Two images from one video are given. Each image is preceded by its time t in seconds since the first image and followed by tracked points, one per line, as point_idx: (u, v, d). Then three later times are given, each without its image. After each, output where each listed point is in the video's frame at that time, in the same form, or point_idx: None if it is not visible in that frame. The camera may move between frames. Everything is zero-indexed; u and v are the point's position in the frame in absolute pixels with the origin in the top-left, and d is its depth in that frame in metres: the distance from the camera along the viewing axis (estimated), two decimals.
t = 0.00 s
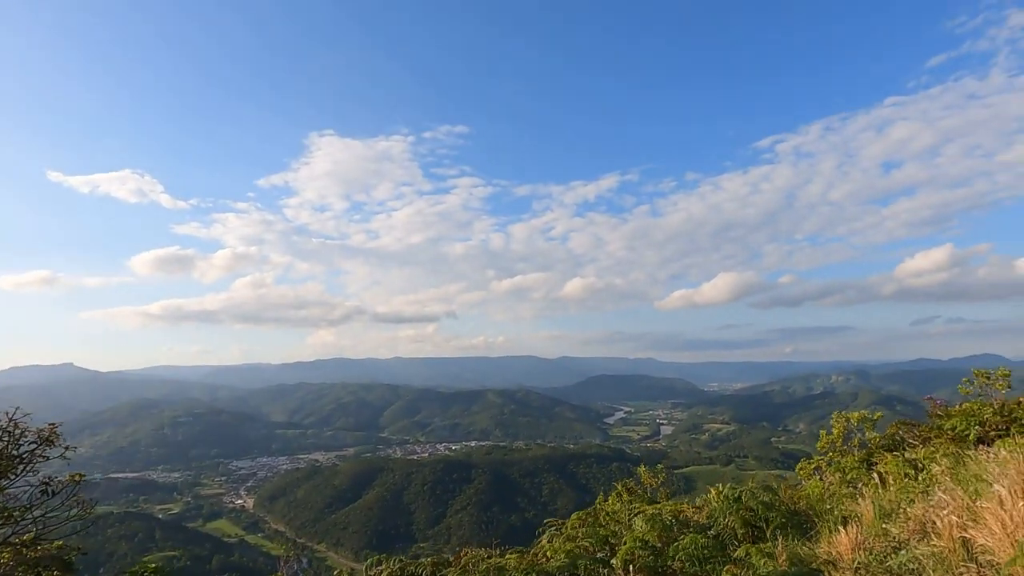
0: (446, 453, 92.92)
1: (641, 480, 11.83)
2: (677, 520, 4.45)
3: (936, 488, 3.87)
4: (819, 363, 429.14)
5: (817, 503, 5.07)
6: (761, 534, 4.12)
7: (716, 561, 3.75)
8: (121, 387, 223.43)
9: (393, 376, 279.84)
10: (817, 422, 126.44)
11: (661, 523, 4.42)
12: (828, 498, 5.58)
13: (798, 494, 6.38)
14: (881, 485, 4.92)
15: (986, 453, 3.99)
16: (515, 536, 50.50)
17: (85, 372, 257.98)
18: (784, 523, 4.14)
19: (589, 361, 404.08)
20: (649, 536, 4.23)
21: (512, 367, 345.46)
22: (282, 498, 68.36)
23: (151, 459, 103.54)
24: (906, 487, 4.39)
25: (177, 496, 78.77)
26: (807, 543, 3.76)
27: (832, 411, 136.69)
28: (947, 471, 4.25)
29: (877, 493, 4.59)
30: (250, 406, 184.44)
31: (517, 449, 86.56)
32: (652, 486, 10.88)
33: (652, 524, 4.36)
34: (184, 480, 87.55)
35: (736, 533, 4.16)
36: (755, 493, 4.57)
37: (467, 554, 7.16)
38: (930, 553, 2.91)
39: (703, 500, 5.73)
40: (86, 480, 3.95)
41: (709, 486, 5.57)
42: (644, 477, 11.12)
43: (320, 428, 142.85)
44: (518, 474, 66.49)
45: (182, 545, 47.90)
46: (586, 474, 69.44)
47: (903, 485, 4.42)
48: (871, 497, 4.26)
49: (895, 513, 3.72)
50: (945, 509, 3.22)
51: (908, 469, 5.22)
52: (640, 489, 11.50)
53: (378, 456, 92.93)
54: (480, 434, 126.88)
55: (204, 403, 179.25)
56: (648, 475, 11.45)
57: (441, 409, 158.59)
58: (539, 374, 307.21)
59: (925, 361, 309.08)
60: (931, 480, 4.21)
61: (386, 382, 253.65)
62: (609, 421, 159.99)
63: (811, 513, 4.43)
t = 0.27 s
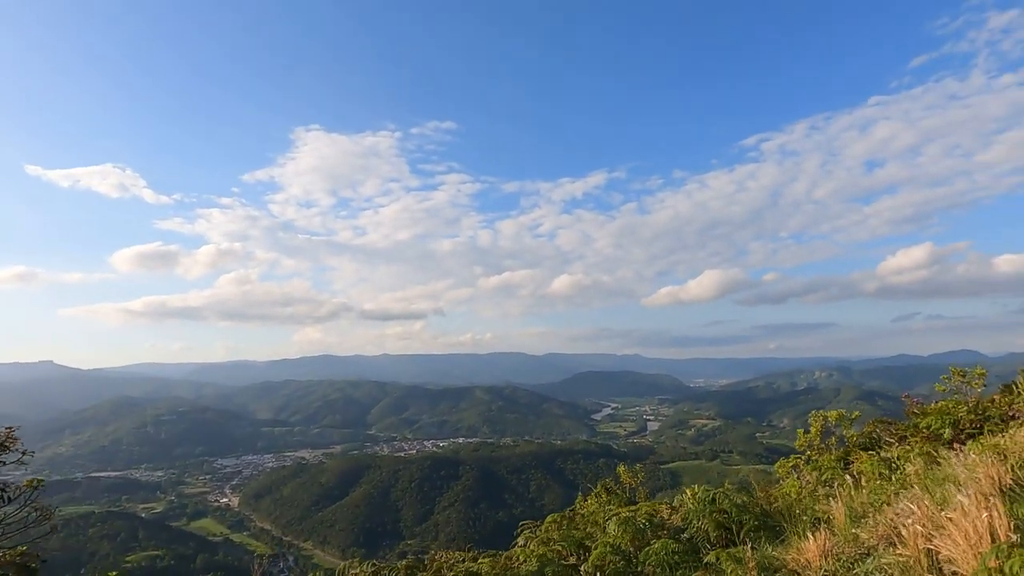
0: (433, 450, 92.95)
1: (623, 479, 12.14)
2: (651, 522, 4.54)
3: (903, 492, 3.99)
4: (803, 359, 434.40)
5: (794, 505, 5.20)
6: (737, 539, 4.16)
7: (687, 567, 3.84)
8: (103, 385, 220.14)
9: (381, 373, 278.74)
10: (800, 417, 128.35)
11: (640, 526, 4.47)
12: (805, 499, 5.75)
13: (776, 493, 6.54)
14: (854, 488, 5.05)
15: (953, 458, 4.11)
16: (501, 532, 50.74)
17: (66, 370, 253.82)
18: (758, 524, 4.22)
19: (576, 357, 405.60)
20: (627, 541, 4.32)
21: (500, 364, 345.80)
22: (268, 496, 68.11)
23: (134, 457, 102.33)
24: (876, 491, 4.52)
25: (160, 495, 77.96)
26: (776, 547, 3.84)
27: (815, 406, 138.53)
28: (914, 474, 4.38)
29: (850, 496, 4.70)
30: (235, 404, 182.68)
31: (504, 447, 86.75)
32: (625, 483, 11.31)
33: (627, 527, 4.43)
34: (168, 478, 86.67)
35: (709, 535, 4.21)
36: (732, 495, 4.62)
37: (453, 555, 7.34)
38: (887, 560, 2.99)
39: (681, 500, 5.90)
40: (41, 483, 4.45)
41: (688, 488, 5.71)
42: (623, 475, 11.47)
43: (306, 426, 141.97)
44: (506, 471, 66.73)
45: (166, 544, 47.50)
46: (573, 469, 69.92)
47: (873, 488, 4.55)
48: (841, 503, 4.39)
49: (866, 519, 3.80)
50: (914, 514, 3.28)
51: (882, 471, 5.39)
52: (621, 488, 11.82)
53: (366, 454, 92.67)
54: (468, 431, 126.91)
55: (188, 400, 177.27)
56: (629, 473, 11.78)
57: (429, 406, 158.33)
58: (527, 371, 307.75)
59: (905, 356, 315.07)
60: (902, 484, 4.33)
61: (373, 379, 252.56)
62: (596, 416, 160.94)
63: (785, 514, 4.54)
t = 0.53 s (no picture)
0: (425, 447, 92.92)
1: (609, 478, 12.37)
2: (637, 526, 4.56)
3: (884, 498, 4.02)
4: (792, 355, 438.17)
5: (775, 505, 5.29)
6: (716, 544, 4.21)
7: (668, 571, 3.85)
8: (90, 382, 217.66)
9: (372, 369, 277.80)
10: (789, 413, 129.58)
11: (623, 530, 4.49)
12: (786, 501, 5.86)
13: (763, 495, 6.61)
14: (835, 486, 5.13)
15: (929, 462, 4.18)
16: (493, 528, 50.92)
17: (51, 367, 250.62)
18: (742, 529, 4.22)
19: (567, 353, 406.30)
20: (608, 547, 4.35)
21: (492, 360, 345.56)
22: (259, 494, 67.81)
23: (122, 455, 101.27)
24: (853, 494, 4.59)
25: (150, 493, 77.26)
26: (754, 552, 3.88)
27: (804, 402, 139.82)
28: (891, 478, 4.45)
29: (831, 499, 4.76)
30: (225, 400, 181.39)
31: (496, 443, 86.89)
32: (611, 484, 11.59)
33: (610, 533, 4.45)
34: (158, 476, 85.80)
35: (693, 540, 4.23)
36: (713, 500, 4.65)
37: (443, 558, 7.40)
38: (855, 573, 3.01)
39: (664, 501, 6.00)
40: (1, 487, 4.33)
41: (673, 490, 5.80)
42: (610, 475, 11.66)
43: (297, 422, 141.32)
44: (498, 467, 66.73)
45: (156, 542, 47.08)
46: (564, 465, 70.12)
47: (854, 491, 4.61)
48: (821, 505, 4.45)
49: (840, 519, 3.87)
50: (889, 519, 3.32)
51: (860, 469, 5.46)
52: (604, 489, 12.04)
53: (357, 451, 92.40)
54: (460, 428, 126.89)
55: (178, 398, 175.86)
56: (617, 473, 11.96)
57: (421, 403, 158.12)
58: (519, 368, 308.11)
59: (891, 352, 318.57)
60: (880, 488, 4.39)
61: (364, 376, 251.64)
62: (588, 413, 161.45)
63: (766, 516, 4.58)
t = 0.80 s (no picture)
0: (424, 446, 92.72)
1: (597, 480, 12.24)
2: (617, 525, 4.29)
3: (868, 496, 3.76)
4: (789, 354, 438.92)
5: (761, 506, 5.04)
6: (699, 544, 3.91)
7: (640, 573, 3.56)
8: (87, 382, 216.91)
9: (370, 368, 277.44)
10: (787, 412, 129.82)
11: (605, 531, 4.23)
12: (773, 500, 5.63)
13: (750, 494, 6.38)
14: (819, 484, 4.88)
15: (915, 457, 3.92)
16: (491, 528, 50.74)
17: (48, 367, 249.99)
18: (726, 525, 3.93)
19: (565, 352, 406.79)
20: (587, 548, 4.09)
21: (490, 360, 345.68)
22: (257, 494, 67.49)
23: (120, 455, 101.04)
24: (841, 489, 4.33)
25: (148, 492, 77.00)
26: (734, 552, 3.59)
27: (802, 400, 139.98)
28: (880, 474, 4.19)
29: (816, 498, 4.51)
30: (223, 400, 180.89)
31: (494, 442, 86.70)
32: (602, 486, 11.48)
33: (588, 533, 4.21)
34: (156, 476, 85.55)
35: (673, 541, 3.97)
36: (695, 498, 4.39)
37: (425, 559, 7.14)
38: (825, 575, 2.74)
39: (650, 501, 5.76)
40: None
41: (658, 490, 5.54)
42: (600, 476, 11.53)
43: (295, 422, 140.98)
44: (497, 466, 66.51)
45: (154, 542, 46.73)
46: (563, 465, 69.98)
47: (839, 488, 4.36)
48: (803, 503, 4.20)
49: (827, 513, 3.60)
50: (872, 515, 3.03)
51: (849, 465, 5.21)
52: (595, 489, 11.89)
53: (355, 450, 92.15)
54: (458, 427, 126.74)
55: (176, 397, 175.52)
56: (603, 474, 11.77)
57: (419, 402, 157.92)
58: (517, 367, 308.06)
59: (888, 351, 319.61)
60: (869, 486, 4.13)
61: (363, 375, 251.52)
62: (586, 412, 161.56)
63: (748, 512, 4.31)
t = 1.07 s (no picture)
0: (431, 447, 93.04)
1: (596, 484, 12.43)
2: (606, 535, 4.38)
3: (850, 503, 3.81)
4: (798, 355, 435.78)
5: (756, 512, 5.12)
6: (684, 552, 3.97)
7: None
8: (98, 384, 219.23)
9: (377, 370, 278.49)
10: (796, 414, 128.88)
11: (593, 540, 4.37)
12: (766, 505, 5.72)
13: (746, 501, 6.45)
14: (813, 491, 4.95)
15: (904, 467, 3.99)
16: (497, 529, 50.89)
17: (60, 369, 253.02)
18: (715, 534, 3.99)
19: (572, 353, 406.06)
20: (576, 555, 4.25)
21: (497, 361, 345.63)
22: (265, 495, 68.06)
23: (130, 456, 102.20)
24: (831, 496, 4.38)
25: (158, 493, 77.81)
26: (715, 560, 3.64)
27: (810, 402, 139.12)
28: (870, 481, 4.25)
29: (805, 504, 4.57)
30: (231, 402, 182.24)
31: (501, 443, 86.81)
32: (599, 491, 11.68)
33: (577, 540, 4.36)
34: (166, 477, 86.45)
35: (657, 549, 4.00)
36: (680, 507, 4.48)
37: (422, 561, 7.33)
38: None
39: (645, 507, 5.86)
40: None
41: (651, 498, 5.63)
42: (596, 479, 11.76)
43: (303, 423, 141.74)
44: (503, 468, 66.54)
45: (163, 543, 47.10)
46: (570, 466, 69.90)
47: (827, 496, 4.42)
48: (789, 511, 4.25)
49: (812, 523, 3.66)
50: (855, 525, 3.09)
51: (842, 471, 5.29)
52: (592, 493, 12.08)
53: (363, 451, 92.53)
54: (465, 429, 127.04)
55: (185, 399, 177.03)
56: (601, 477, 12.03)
57: (426, 403, 158.34)
58: (523, 368, 308.21)
59: (899, 351, 316.37)
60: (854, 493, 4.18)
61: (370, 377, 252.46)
62: (593, 414, 161.24)
63: (736, 520, 4.40)
